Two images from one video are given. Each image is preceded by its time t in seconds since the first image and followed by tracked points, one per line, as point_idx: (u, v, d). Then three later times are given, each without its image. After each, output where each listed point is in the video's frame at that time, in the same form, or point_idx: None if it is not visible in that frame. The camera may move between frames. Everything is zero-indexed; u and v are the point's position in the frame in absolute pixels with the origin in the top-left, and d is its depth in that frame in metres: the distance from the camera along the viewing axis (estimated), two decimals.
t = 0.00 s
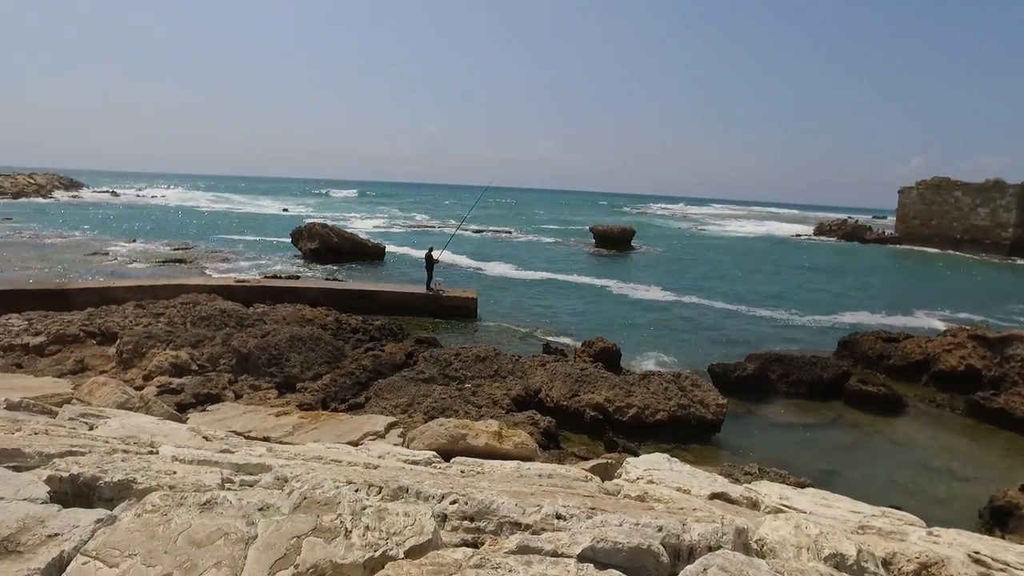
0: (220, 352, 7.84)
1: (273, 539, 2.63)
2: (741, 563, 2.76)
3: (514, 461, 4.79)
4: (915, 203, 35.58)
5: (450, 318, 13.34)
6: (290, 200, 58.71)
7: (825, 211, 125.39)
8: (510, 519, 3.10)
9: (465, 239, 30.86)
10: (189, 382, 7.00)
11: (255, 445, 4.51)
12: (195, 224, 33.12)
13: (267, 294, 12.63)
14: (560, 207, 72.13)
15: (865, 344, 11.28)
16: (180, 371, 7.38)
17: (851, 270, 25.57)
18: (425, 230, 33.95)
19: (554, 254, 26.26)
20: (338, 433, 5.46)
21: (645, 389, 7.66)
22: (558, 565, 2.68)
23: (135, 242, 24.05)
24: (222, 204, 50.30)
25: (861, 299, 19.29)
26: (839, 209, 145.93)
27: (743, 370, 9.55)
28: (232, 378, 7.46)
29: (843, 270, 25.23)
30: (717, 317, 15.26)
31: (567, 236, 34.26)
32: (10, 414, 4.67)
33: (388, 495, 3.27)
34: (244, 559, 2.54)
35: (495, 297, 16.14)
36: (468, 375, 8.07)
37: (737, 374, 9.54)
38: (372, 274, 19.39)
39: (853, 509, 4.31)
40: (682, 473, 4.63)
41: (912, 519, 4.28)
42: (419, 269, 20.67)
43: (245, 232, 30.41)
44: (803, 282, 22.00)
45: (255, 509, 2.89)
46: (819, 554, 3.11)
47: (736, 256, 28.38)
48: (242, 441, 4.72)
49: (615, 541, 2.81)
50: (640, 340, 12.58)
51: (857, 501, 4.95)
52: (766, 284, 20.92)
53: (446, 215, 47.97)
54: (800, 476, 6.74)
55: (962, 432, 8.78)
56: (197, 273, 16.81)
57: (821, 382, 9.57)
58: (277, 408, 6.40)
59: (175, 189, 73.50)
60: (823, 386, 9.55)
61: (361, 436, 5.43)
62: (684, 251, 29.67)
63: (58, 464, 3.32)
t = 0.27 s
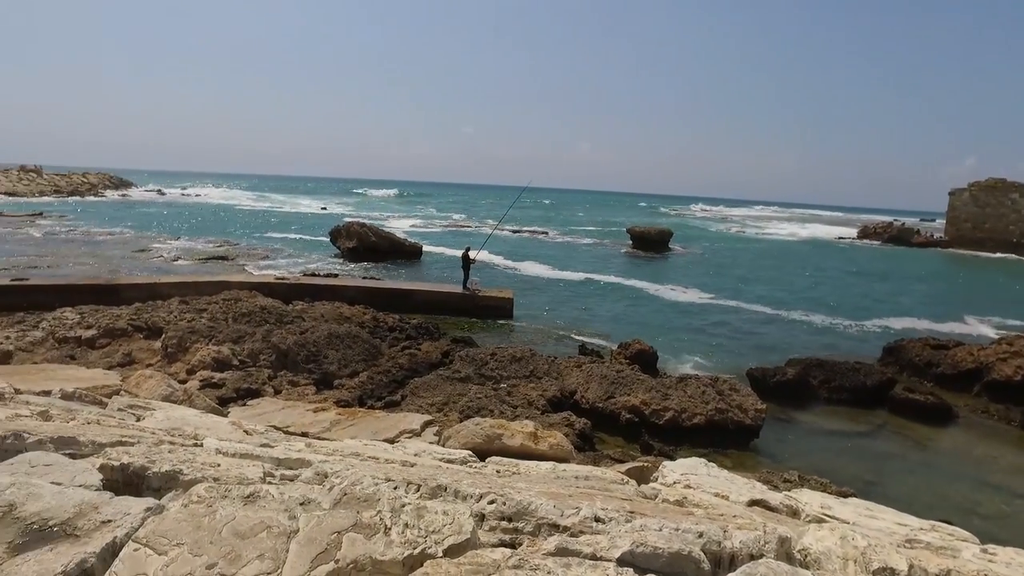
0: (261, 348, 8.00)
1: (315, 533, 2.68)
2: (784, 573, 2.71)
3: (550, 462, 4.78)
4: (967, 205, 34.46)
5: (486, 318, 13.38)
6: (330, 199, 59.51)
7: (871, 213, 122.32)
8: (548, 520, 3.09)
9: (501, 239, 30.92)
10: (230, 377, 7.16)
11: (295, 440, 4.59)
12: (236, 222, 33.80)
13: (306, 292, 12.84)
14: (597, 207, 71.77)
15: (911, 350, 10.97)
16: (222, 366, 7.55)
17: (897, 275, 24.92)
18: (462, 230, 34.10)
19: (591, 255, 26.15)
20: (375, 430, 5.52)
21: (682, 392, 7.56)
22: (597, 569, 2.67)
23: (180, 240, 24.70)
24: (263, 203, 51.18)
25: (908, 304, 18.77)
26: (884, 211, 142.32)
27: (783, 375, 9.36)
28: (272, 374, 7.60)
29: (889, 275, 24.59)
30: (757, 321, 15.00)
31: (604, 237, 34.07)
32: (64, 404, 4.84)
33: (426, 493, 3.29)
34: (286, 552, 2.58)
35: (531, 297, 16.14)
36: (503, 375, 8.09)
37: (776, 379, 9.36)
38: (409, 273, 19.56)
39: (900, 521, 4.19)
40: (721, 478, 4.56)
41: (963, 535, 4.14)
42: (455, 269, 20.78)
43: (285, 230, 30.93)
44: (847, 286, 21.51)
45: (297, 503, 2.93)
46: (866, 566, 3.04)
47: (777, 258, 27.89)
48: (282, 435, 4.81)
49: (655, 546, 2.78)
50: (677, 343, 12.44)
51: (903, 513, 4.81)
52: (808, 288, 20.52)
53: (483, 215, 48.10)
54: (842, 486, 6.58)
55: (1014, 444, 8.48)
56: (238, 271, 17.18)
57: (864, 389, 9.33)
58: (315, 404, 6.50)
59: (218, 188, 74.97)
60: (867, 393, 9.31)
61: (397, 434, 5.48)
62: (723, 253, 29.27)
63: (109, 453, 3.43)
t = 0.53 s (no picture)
0: (301, 345, 8.13)
1: (357, 530, 2.70)
2: None
3: (587, 466, 4.75)
4: None
5: (522, 318, 13.39)
6: (370, 199, 60.20)
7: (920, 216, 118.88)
8: (587, 524, 3.07)
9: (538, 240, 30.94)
10: (271, 372, 7.30)
11: (333, 436, 4.66)
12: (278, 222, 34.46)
13: (345, 290, 13.02)
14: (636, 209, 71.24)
15: (963, 360, 10.62)
16: (263, 361, 7.70)
17: (948, 281, 24.18)
18: (499, 231, 34.20)
19: (629, 256, 25.99)
20: (412, 428, 5.57)
21: (721, 397, 7.45)
22: (638, 574, 2.64)
23: (225, 238, 25.26)
24: (306, 202, 52.03)
25: (959, 311, 18.20)
26: (935, 213, 137.89)
27: (826, 382, 9.15)
28: (312, 370, 7.73)
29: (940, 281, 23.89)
30: (799, 325, 14.72)
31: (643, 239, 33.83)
32: (115, 395, 5.00)
33: (466, 493, 3.30)
34: (328, 547, 2.61)
35: (568, 298, 16.09)
36: (540, 376, 8.08)
37: (819, 386, 9.15)
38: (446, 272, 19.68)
39: (952, 538, 4.06)
40: (762, 486, 4.48)
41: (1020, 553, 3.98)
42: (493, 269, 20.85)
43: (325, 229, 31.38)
44: (895, 291, 20.97)
45: (339, 499, 2.97)
46: None
47: (821, 262, 27.32)
48: (321, 431, 4.88)
49: (697, 553, 2.75)
50: (715, 346, 12.27)
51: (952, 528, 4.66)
52: (854, 293, 20.05)
53: (520, 215, 48.13)
54: (888, 497, 6.40)
55: None
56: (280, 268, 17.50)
57: (912, 399, 9.06)
58: (353, 401, 6.59)
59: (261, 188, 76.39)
60: (914, 403, 9.04)
61: (434, 433, 5.52)
62: (765, 256, 28.80)
63: (158, 444, 3.54)
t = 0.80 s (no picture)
0: (340, 343, 8.25)
1: (396, 528, 2.73)
2: None
3: (623, 469, 4.73)
4: None
5: (558, 319, 13.36)
6: (409, 199, 60.69)
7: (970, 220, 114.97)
8: (626, 529, 3.05)
9: (576, 241, 30.82)
10: (310, 369, 7.42)
11: (372, 434, 4.71)
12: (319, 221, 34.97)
13: (383, 289, 13.16)
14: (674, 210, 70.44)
15: (1019, 370, 10.23)
16: (302, 358, 7.83)
17: (1002, 288, 23.34)
18: (536, 231, 34.16)
19: (667, 258, 25.72)
20: (448, 428, 5.60)
21: (761, 402, 7.31)
22: None
23: (267, 236, 25.80)
24: (346, 202, 52.69)
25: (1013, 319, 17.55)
26: (986, 217, 133.26)
27: (871, 390, 8.91)
28: (350, 368, 7.83)
29: (993, 288, 23.07)
30: (843, 331, 14.38)
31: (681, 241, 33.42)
32: (161, 388, 5.15)
33: (504, 493, 3.30)
34: (367, 544, 2.64)
35: (605, 300, 16.00)
36: (576, 378, 8.05)
37: (863, 394, 8.92)
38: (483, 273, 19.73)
39: (1005, 556, 3.92)
40: (804, 495, 4.39)
41: None
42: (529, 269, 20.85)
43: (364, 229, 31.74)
44: (944, 298, 20.33)
45: (378, 497, 3.00)
46: None
47: (867, 267, 26.64)
48: (359, 429, 4.95)
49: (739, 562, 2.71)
50: (755, 351, 12.06)
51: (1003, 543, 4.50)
52: (901, 299, 19.51)
53: (558, 216, 48.00)
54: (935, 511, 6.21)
55: None
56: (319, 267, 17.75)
57: (963, 410, 8.76)
58: (389, 399, 6.66)
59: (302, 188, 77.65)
60: (965, 414, 8.75)
61: (470, 432, 5.55)
62: (808, 259, 28.22)
63: (204, 438, 3.62)
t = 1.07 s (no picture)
0: (375, 341, 8.34)
1: (432, 528, 2.75)
2: None
3: (658, 473, 4.68)
4: None
5: (592, 321, 13.31)
6: (444, 199, 61.03)
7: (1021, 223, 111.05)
8: (662, 534, 3.03)
9: (610, 242, 30.63)
10: (345, 367, 7.53)
11: (406, 433, 4.76)
12: (356, 220, 35.36)
13: (418, 288, 13.25)
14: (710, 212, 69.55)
15: None
16: (338, 356, 7.94)
17: None
18: (570, 232, 34.03)
19: (704, 260, 25.40)
20: (481, 428, 5.62)
21: (799, 408, 7.18)
22: None
23: (305, 235, 26.20)
24: (382, 201, 53.16)
25: None
26: None
27: (915, 399, 8.67)
28: (384, 366, 7.91)
29: None
30: (884, 337, 14.03)
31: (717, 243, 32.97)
32: (202, 384, 5.27)
33: (539, 495, 3.30)
34: (403, 542, 2.67)
35: (640, 302, 15.86)
36: (610, 380, 8.01)
37: (906, 403, 8.69)
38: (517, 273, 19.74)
39: None
40: (845, 504, 4.30)
41: None
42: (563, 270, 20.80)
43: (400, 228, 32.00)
44: (993, 303, 19.68)
45: (414, 496, 3.02)
46: None
47: (912, 270, 25.94)
48: (393, 427, 4.99)
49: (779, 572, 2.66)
50: (793, 356, 11.84)
51: None
52: (947, 304, 18.95)
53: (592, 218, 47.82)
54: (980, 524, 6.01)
55: None
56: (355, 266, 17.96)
57: (1013, 421, 8.47)
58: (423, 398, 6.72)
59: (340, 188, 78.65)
60: (1015, 426, 8.46)
61: (503, 433, 5.56)
62: (849, 262, 27.58)
63: (244, 432, 3.71)
